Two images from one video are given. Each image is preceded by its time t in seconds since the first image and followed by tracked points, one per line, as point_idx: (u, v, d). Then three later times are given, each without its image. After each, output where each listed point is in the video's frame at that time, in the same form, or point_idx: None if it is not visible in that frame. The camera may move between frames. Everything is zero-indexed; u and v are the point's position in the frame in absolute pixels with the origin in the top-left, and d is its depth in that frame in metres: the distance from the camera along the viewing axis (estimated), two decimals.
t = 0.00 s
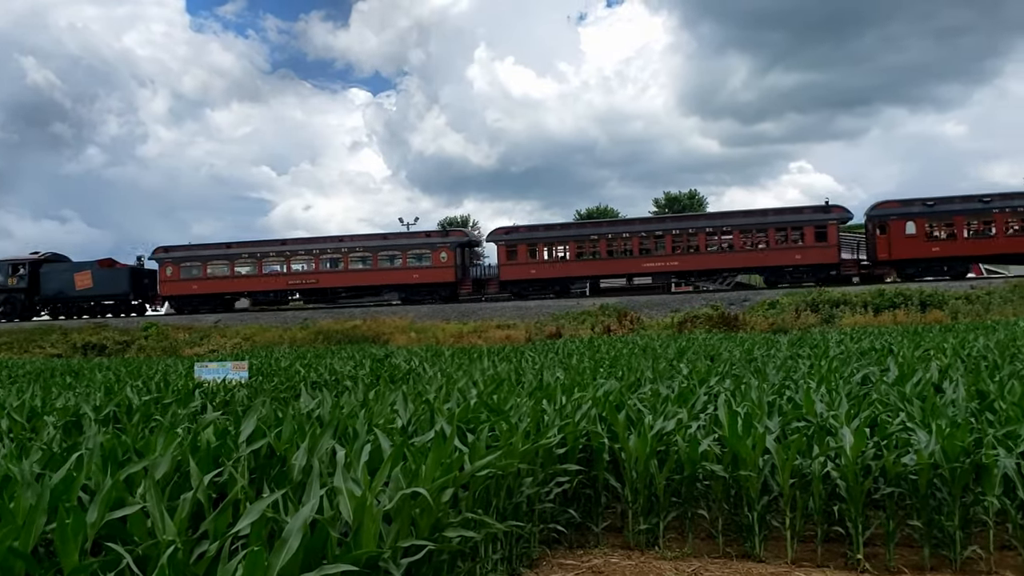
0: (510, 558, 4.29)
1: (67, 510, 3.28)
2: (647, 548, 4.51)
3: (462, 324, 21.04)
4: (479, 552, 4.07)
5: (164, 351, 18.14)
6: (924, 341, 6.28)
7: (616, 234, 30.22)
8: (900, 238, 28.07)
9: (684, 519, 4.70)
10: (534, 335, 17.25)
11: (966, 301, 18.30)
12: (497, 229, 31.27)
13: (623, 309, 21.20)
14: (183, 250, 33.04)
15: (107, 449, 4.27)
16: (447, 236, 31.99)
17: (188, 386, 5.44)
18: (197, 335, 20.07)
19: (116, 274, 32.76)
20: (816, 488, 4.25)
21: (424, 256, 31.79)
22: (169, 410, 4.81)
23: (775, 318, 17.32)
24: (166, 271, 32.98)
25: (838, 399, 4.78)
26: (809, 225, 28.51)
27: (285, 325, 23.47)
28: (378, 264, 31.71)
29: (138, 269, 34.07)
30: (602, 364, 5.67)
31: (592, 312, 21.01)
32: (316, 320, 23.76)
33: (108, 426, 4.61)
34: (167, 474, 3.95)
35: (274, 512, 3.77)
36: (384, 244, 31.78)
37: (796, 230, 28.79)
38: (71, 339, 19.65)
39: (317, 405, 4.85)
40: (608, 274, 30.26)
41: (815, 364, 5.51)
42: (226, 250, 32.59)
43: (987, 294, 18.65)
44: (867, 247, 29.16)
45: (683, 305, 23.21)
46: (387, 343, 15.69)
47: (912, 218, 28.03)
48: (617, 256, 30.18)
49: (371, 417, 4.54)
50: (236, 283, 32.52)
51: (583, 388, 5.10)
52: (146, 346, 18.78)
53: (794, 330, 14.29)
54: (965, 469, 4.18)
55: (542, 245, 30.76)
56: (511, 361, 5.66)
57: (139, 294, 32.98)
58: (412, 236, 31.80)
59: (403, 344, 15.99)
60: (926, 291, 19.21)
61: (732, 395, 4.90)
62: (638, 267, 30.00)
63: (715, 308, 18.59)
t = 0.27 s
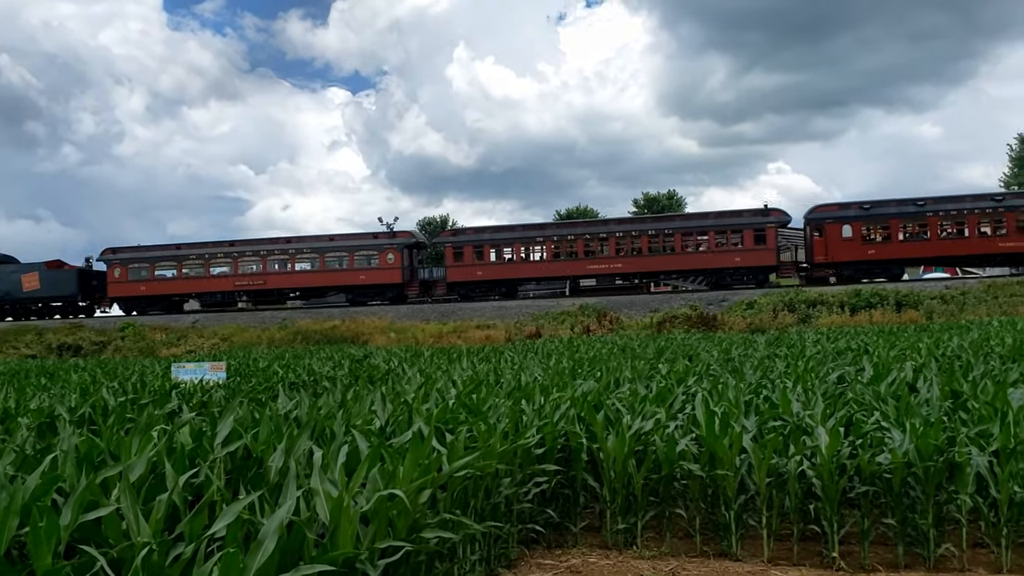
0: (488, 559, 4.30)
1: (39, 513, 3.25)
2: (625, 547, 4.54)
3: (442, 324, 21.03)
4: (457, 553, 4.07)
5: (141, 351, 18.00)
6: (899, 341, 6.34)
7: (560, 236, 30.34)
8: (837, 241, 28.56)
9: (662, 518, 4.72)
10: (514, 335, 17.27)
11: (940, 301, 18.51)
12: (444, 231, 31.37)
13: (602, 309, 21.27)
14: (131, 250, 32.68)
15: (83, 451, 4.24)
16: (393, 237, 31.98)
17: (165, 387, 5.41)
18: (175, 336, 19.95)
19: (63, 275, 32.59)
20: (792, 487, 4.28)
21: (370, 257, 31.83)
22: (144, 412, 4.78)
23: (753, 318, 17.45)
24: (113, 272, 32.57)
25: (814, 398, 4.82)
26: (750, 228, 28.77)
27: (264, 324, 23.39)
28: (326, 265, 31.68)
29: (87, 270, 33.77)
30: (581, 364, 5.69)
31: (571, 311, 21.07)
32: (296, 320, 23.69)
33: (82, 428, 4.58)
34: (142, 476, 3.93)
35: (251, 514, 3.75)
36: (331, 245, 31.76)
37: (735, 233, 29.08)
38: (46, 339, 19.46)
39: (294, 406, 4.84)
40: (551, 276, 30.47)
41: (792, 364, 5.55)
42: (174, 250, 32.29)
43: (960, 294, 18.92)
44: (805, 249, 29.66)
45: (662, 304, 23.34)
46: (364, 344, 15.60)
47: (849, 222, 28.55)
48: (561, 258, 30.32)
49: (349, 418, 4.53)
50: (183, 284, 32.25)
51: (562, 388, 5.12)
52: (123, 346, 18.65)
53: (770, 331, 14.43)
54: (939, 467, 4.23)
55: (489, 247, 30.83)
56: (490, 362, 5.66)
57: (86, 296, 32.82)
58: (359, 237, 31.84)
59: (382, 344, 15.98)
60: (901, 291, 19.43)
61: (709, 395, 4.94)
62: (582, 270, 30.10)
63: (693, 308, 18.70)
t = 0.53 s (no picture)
0: (477, 557, 4.30)
1: (26, 512, 3.24)
2: (614, 545, 4.55)
3: (432, 322, 21.00)
4: (446, 551, 4.07)
5: (129, 350, 17.93)
6: (887, 340, 6.36)
7: (517, 236, 30.59)
8: (787, 242, 28.98)
9: (651, 516, 4.74)
10: (505, 334, 17.29)
11: (929, 299, 18.59)
12: (401, 231, 31.29)
13: (592, 307, 21.29)
14: (91, 250, 32.49)
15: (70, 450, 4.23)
16: (351, 237, 32.06)
17: (153, 386, 5.40)
18: (164, 335, 19.88)
19: (22, 276, 33.27)
20: (780, 485, 4.30)
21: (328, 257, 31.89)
22: (132, 411, 4.76)
23: (742, 317, 17.51)
24: (72, 272, 32.41)
25: (802, 396, 4.83)
26: (701, 228, 29.35)
27: (254, 323, 23.31)
28: (284, 265, 31.66)
29: (48, 270, 34.25)
30: (572, 362, 5.69)
31: (561, 310, 21.08)
32: (285, 318, 23.65)
33: (69, 427, 4.57)
34: (130, 475, 3.91)
35: (239, 512, 3.75)
36: (290, 245, 31.76)
37: (688, 234, 29.49)
38: (34, 338, 19.37)
39: (283, 405, 4.83)
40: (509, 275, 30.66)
41: (780, 362, 5.57)
42: (133, 250, 32.13)
43: (949, 293, 19.05)
44: (756, 250, 30.17)
45: (652, 303, 23.37)
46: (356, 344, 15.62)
47: (798, 223, 28.98)
48: (518, 257, 30.52)
49: (338, 416, 4.53)
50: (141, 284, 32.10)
51: (551, 386, 5.13)
52: (111, 345, 18.58)
53: (759, 330, 14.57)
54: (926, 465, 4.26)
55: (445, 247, 30.94)
56: (480, 361, 5.66)
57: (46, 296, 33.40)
58: (317, 237, 31.89)
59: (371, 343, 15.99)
60: (890, 290, 19.52)
61: (698, 393, 4.95)
62: (538, 270, 30.30)
63: (682, 307, 18.74)
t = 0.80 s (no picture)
0: (463, 550, 4.31)
1: (7, 507, 3.22)
2: (599, 538, 4.58)
3: (418, 316, 20.98)
4: (432, 543, 4.07)
5: (113, 344, 17.81)
6: (870, 333, 6.39)
7: (469, 232, 30.80)
8: (733, 238, 29.48)
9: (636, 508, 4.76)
10: (491, 328, 17.31)
11: (911, 293, 18.73)
12: (354, 226, 31.43)
13: (577, 301, 21.34)
14: (44, 246, 32.68)
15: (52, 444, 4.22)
16: (303, 233, 31.99)
17: (137, 380, 5.39)
18: (147, 329, 19.77)
19: None
20: (764, 477, 4.32)
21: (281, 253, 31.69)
22: (115, 405, 4.75)
23: (727, 310, 17.62)
24: (27, 268, 32.67)
25: (785, 389, 4.86)
26: (649, 225, 29.70)
27: (238, 317, 23.20)
28: (236, 261, 31.45)
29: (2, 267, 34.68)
30: (557, 356, 5.70)
31: (547, 304, 21.11)
32: (270, 312, 23.57)
33: (51, 420, 4.55)
34: (113, 469, 3.89)
35: (223, 505, 3.74)
36: (242, 241, 31.54)
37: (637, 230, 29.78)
38: (16, 332, 19.22)
39: (267, 399, 4.82)
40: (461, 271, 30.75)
41: (764, 355, 5.60)
42: (87, 246, 32.19)
43: (931, 286, 19.20)
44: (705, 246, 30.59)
45: (637, 297, 23.44)
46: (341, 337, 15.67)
47: (744, 219, 29.51)
48: (470, 252, 30.68)
49: (323, 410, 4.53)
50: (95, 280, 32.11)
51: (537, 379, 5.14)
52: (94, 339, 18.47)
53: (745, 322, 14.69)
54: (909, 456, 4.29)
55: (397, 243, 31.03)
56: (465, 354, 5.66)
57: None
58: (270, 233, 31.72)
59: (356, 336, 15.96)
60: (873, 284, 19.60)
61: (683, 386, 4.98)
62: (490, 265, 30.45)
63: (667, 301, 18.80)
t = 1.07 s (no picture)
0: (442, 546, 4.30)
1: None
2: (578, 533, 4.59)
3: (397, 314, 20.92)
4: (411, 540, 4.06)
5: (88, 342, 17.61)
6: (846, 330, 6.44)
7: (414, 232, 30.78)
8: (674, 238, 29.76)
9: (614, 504, 4.78)
10: (470, 325, 17.28)
11: (887, 290, 18.91)
12: (300, 224, 31.30)
13: (557, 298, 21.37)
14: None
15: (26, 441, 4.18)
16: (249, 232, 31.99)
17: (112, 377, 5.36)
18: (123, 327, 19.56)
19: None
20: (742, 472, 4.35)
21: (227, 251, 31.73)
22: (91, 402, 4.71)
23: (705, 307, 17.71)
24: None
25: (763, 385, 4.90)
26: (592, 224, 30.19)
27: (215, 315, 22.98)
28: (182, 259, 31.35)
29: None
30: (536, 352, 5.71)
31: (526, 301, 21.14)
32: (248, 310, 23.41)
33: (25, 418, 4.51)
34: (89, 466, 3.86)
35: (200, 502, 3.71)
36: (187, 239, 31.47)
37: (581, 230, 30.12)
38: None
39: (244, 396, 4.79)
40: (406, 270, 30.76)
41: (742, 351, 5.64)
42: (30, 245, 31.80)
43: (907, 284, 19.40)
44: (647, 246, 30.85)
45: (615, 294, 23.51)
46: (319, 334, 15.56)
47: (685, 219, 29.75)
48: (414, 252, 30.68)
49: (301, 407, 4.50)
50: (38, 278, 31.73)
51: (516, 376, 5.14)
52: (69, 337, 18.26)
53: (724, 319, 14.84)
54: (885, 451, 4.33)
55: (342, 241, 31.00)
56: (445, 351, 5.66)
57: None
58: (215, 232, 31.73)
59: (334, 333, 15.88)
60: (849, 281, 19.72)
61: (662, 382, 5.00)
62: (435, 264, 30.52)
63: (646, 298, 18.86)
